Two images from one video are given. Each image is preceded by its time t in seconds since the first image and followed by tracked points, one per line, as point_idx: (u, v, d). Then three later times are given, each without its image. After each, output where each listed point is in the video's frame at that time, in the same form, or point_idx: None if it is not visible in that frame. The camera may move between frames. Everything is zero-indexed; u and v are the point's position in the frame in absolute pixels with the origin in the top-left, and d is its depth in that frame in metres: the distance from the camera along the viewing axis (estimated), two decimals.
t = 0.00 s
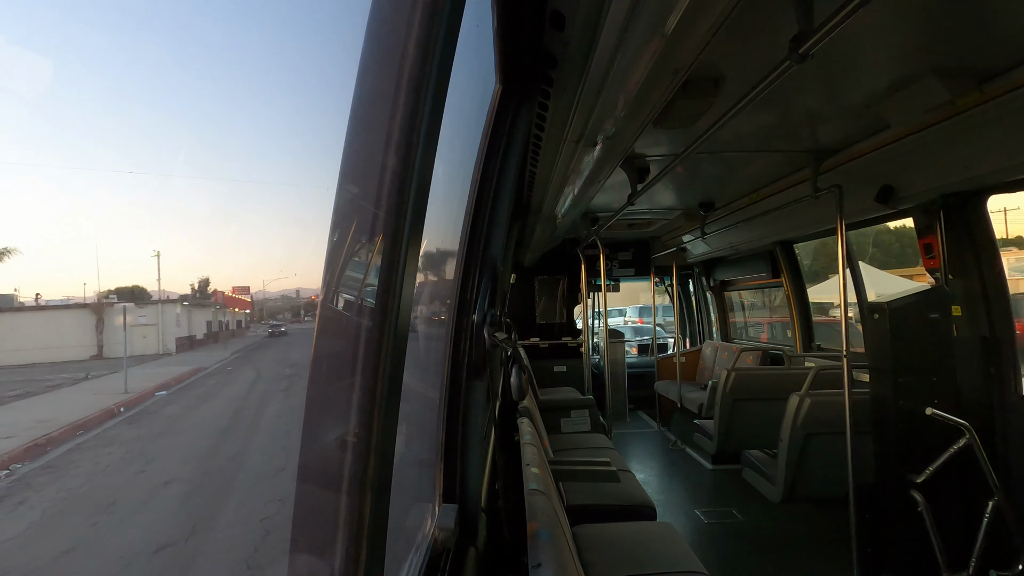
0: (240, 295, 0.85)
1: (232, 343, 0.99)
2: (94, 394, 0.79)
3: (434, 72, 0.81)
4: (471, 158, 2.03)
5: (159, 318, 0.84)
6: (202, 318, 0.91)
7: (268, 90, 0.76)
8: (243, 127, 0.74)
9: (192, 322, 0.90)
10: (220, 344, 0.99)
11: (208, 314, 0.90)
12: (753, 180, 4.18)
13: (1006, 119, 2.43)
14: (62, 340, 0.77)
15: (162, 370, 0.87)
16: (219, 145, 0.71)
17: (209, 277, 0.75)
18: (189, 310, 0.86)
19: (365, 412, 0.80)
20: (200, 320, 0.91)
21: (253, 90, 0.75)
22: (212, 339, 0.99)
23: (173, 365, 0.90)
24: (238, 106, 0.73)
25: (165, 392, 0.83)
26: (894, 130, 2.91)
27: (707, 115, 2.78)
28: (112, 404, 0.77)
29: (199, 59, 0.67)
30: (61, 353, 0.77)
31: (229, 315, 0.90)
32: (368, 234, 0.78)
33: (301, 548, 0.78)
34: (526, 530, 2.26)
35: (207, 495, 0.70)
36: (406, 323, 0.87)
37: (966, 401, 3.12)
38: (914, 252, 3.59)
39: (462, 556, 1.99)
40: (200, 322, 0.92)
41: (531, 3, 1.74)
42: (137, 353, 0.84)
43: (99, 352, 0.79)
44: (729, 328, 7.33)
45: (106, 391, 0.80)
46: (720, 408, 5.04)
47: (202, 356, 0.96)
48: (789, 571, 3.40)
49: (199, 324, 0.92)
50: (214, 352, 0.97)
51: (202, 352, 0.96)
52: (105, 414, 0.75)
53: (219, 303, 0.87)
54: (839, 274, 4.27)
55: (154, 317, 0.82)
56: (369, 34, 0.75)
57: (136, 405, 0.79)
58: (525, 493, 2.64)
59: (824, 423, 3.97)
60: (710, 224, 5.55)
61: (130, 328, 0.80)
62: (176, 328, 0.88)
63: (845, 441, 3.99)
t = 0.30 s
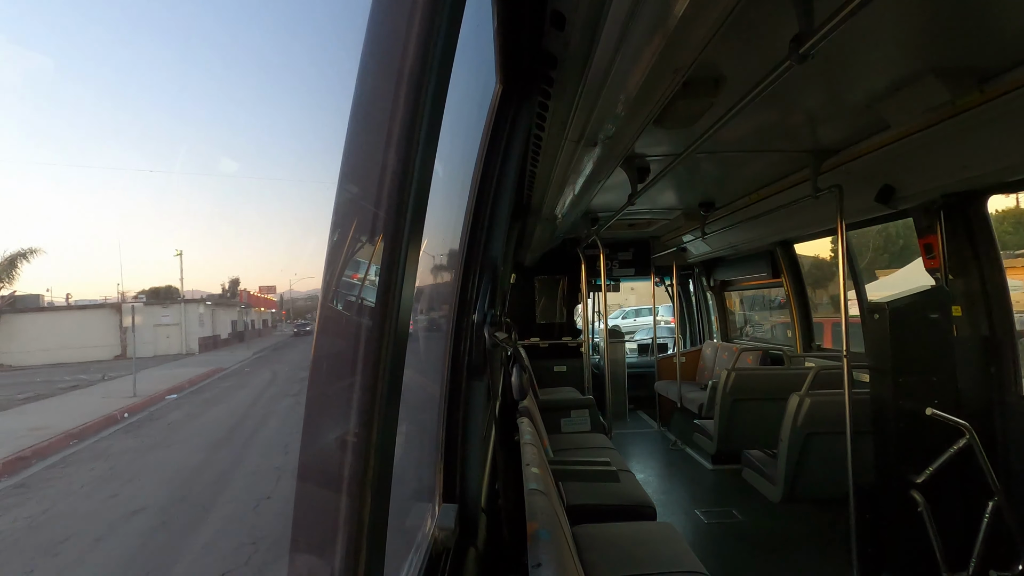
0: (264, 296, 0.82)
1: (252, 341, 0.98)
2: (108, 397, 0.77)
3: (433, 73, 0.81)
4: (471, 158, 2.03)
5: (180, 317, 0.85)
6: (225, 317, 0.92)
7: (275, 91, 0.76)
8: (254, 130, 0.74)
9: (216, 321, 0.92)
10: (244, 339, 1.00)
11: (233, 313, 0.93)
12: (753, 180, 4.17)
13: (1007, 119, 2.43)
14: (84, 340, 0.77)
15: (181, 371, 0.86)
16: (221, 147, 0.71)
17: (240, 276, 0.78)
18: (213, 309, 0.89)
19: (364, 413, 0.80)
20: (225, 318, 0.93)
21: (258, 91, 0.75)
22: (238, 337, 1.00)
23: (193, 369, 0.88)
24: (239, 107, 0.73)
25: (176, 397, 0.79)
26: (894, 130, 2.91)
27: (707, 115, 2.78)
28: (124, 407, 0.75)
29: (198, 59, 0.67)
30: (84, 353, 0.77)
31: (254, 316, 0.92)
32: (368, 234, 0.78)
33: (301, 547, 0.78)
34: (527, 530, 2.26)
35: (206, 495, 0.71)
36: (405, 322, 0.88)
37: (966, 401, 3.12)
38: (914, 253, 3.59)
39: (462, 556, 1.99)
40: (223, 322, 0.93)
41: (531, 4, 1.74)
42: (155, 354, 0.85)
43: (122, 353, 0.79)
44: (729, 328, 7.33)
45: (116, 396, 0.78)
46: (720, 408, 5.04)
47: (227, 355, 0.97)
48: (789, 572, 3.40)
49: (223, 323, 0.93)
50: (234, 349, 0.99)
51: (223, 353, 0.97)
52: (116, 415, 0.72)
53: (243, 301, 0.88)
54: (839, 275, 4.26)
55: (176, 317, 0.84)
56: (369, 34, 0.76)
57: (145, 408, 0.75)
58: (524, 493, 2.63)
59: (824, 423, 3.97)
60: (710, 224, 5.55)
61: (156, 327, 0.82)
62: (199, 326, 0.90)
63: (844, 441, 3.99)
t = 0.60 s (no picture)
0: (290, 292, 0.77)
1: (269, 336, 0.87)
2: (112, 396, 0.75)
3: (434, 75, 0.81)
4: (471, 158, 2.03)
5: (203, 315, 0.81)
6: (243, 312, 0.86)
7: (280, 96, 0.75)
8: (262, 134, 0.74)
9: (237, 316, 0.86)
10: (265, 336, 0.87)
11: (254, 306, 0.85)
12: (752, 180, 4.17)
13: (1008, 119, 2.43)
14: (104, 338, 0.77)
15: (186, 371, 0.84)
16: (224, 146, 0.69)
17: (265, 273, 0.77)
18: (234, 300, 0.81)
19: (365, 413, 0.80)
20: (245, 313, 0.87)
21: (261, 95, 0.74)
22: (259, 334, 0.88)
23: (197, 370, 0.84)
24: (242, 108, 0.71)
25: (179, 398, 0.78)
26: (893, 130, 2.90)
27: (707, 115, 2.78)
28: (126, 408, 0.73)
29: (202, 63, 0.65)
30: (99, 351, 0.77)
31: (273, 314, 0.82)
32: (368, 234, 0.78)
33: (301, 547, 0.77)
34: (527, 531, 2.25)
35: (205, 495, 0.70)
36: (406, 323, 0.87)
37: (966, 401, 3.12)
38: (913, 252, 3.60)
39: (462, 557, 1.98)
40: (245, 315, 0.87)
41: (531, 4, 1.74)
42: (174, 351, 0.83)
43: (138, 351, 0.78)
44: (729, 328, 7.33)
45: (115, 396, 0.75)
46: (720, 408, 5.03)
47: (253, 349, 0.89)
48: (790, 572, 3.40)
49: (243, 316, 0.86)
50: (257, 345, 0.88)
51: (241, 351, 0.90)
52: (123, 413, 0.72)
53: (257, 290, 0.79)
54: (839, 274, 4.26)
55: (195, 314, 0.79)
56: (369, 33, 0.75)
57: (143, 411, 0.73)
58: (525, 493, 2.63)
59: (825, 423, 3.97)
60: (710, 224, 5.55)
61: (175, 323, 0.79)
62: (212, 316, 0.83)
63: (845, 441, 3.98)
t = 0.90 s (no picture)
0: (313, 290, 0.75)
1: (286, 333, 0.77)
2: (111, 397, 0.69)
3: (434, 77, 0.81)
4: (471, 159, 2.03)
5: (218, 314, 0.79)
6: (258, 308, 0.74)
7: (280, 91, 0.73)
8: (264, 130, 0.71)
9: (253, 314, 0.76)
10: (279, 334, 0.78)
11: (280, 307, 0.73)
12: (753, 180, 4.17)
13: (1008, 119, 2.43)
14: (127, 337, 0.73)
15: (193, 372, 0.78)
16: (226, 143, 0.66)
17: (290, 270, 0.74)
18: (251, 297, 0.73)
19: (365, 412, 0.80)
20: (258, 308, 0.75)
21: (262, 90, 0.71)
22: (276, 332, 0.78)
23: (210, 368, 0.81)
24: (242, 104, 0.69)
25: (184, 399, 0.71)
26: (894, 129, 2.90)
27: (706, 115, 2.78)
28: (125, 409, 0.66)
29: (202, 62, 0.63)
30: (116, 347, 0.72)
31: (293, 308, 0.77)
32: (368, 234, 0.78)
33: (302, 548, 0.77)
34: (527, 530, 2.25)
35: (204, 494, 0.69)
36: (406, 324, 0.88)
37: (967, 402, 3.12)
38: (914, 252, 3.60)
39: (462, 556, 1.99)
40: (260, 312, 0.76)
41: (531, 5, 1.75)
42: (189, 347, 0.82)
43: (158, 346, 0.78)
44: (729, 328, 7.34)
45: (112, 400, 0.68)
46: (720, 408, 5.03)
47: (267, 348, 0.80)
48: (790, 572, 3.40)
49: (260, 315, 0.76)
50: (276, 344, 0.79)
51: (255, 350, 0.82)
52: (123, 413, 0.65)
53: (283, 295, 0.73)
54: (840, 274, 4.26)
55: (212, 311, 0.76)
56: (369, 33, 0.75)
57: (145, 412, 0.67)
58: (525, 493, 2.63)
59: (825, 423, 3.97)
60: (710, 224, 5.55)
61: (193, 320, 0.77)
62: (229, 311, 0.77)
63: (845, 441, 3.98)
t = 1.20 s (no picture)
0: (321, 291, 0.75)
1: (289, 338, 0.73)
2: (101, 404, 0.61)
3: (434, 76, 0.81)
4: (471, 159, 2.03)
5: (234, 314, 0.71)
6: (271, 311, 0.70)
7: (281, 87, 0.72)
8: (266, 125, 0.70)
9: (268, 316, 0.70)
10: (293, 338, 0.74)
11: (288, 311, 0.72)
12: (752, 180, 4.17)
13: (1007, 119, 2.43)
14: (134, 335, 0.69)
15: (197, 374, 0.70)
16: (227, 141, 0.65)
17: (311, 270, 0.74)
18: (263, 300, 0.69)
19: (365, 411, 0.80)
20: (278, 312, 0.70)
21: (262, 87, 0.70)
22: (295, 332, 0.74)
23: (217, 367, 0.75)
24: (244, 102, 0.68)
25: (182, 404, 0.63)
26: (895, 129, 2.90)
27: (706, 115, 2.78)
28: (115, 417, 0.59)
29: (202, 61, 0.62)
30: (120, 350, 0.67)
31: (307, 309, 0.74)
32: (368, 234, 0.78)
33: (302, 548, 0.76)
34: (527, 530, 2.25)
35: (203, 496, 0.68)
36: (405, 324, 0.88)
37: (967, 401, 3.12)
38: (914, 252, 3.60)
39: (462, 556, 1.99)
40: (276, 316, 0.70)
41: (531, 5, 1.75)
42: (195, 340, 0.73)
43: (169, 347, 0.73)
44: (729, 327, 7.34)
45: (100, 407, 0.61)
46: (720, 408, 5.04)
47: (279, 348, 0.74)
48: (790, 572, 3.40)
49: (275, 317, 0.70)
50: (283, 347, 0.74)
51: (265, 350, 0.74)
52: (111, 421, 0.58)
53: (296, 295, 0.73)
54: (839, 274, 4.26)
55: (227, 310, 0.69)
56: (369, 32, 0.76)
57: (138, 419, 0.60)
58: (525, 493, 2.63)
59: (825, 423, 3.97)
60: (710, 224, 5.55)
61: (205, 320, 0.70)
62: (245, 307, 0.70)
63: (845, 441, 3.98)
